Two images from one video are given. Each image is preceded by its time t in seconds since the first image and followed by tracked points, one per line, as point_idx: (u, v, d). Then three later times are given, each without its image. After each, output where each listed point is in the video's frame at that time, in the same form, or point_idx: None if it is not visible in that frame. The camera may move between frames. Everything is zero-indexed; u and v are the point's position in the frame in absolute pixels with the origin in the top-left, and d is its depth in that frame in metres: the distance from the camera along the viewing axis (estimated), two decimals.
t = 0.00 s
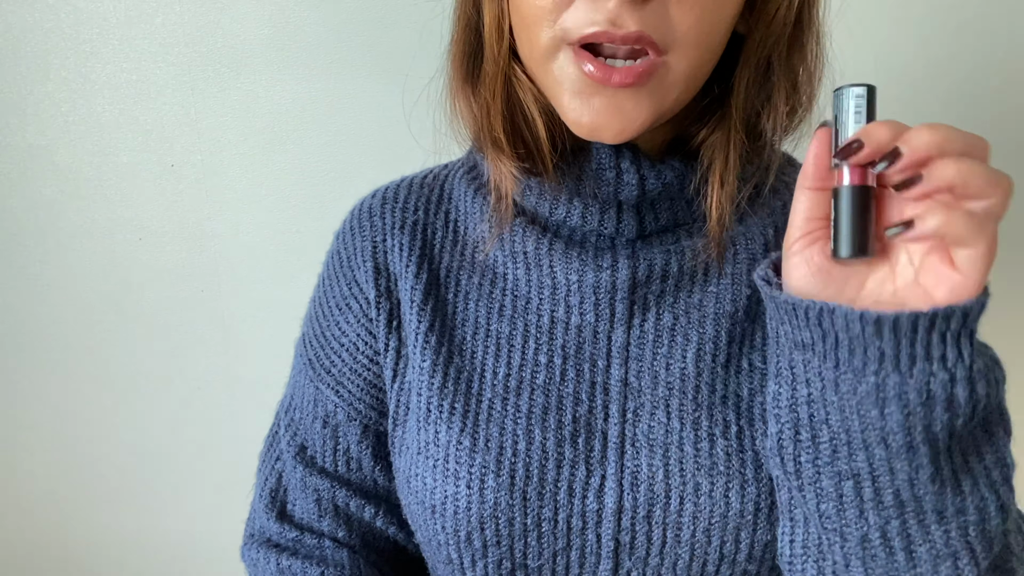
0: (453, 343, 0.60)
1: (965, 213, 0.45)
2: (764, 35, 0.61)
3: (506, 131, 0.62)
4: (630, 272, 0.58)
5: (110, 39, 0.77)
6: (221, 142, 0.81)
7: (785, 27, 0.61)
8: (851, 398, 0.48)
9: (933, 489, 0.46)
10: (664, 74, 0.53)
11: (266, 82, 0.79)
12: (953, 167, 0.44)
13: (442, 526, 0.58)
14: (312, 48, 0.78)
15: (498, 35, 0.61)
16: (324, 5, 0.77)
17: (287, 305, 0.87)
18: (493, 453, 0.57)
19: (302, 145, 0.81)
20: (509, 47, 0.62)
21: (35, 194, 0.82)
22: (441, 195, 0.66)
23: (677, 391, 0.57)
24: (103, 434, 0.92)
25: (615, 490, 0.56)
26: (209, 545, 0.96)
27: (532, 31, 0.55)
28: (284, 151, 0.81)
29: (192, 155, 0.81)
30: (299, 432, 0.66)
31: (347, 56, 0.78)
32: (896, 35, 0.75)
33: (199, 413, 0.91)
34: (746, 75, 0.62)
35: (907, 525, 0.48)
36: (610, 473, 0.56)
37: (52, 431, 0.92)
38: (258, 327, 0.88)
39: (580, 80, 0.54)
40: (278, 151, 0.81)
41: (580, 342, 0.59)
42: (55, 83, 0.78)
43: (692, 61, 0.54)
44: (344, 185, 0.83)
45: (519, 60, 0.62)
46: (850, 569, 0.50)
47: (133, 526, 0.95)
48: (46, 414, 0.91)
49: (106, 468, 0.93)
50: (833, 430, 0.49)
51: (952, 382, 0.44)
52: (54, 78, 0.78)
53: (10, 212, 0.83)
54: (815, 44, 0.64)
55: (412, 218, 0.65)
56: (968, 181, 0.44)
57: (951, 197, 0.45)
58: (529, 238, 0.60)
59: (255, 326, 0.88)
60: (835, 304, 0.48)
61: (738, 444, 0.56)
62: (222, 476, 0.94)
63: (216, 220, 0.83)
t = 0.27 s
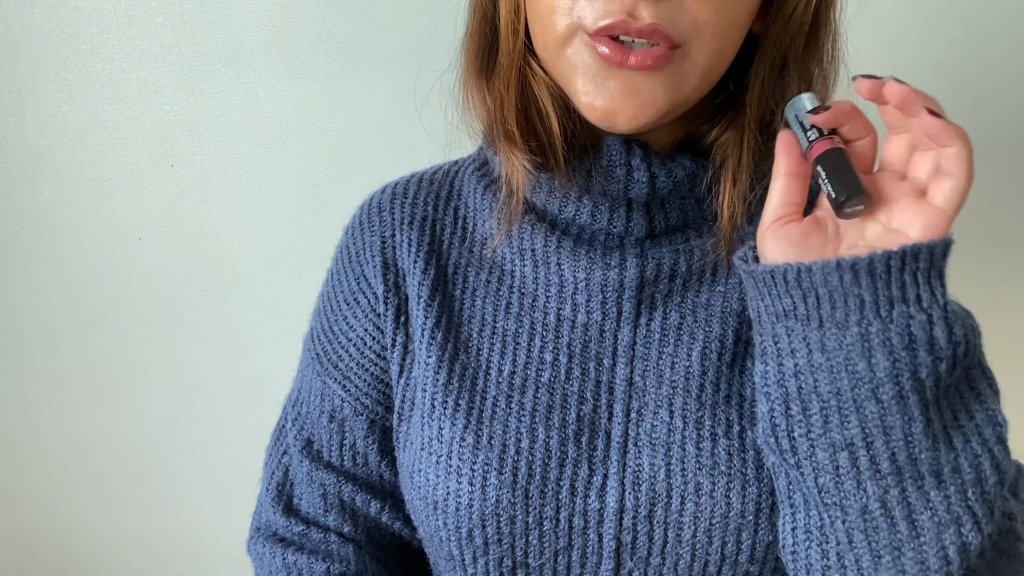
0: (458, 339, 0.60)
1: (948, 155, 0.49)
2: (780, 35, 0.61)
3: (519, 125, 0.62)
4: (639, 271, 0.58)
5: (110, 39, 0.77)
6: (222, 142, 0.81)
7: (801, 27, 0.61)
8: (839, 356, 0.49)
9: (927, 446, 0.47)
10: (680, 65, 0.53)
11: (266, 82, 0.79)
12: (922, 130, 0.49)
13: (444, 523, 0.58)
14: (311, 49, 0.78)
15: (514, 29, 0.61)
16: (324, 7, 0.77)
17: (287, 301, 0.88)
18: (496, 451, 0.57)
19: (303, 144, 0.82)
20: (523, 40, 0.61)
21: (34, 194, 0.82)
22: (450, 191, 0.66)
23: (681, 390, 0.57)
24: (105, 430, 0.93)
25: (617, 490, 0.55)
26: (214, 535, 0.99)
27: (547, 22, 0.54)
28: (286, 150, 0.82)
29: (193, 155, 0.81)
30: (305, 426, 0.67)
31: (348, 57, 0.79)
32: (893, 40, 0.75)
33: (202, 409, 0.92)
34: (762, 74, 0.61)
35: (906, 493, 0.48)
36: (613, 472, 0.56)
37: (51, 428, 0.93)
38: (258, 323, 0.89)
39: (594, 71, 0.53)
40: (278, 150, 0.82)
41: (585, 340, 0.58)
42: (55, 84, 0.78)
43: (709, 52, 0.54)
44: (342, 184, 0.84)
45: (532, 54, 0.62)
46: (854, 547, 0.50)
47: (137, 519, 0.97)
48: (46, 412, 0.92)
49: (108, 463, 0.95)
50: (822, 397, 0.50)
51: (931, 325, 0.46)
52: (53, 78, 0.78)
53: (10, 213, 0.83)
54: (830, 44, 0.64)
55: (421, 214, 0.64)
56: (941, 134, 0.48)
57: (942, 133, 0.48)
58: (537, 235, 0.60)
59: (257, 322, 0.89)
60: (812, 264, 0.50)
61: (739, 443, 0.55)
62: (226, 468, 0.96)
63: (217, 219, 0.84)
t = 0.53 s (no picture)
0: (462, 337, 0.61)
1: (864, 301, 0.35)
2: (787, 34, 0.61)
3: (523, 124, 0.63)
4: (643, 272, 0.58)
5: (110, 39, 0.77)
6: (222, 142, 0.82)
7: (808, 26, 0.62)
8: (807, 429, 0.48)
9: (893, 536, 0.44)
10: (682, 67, 0.54)
11: (267, 82, 0.80)
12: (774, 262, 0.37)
13: (447, 520, 0.59)
14: (311, 50, 0.79)
15: (520, 28, 0.61)
16: (326, 7, 0.78)
17: (286, 299, 0.89)
18: (500, 449, 0.57)
19: (303, 143, 0.82)
20: (530, 40, 0.62)
21: (32, 194, 0.82)
22: (455, 190, 0.66)
23: (686, 393, 0.57)
24: (103, 429, 0.93)
25: (620, 490, 0.56)
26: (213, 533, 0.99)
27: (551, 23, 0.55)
28: (285, 150, 0.83)
29: (193, 155, 0.82)
30: (308, 422, 0.67)
31: (349, 57, 0.80)
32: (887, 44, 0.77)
33: (201, 406, 0.93)
34: (769, 74, 0.62)
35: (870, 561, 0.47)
36: (616, 473, 0.56)
37: (46, 429, 0.93)
38: (257, 322, 0.90)
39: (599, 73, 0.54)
40: (278, 150, 0.82)
41: (589, 340, 0.59)
42: (55, 84, 0.78)
43: (711, 55, 0.54)
44: (342, 184, 0.85)
45: (539, 55, 0.63)
46: None
47: (135, 518, 0.98)
48: (43, 412, 0.92)
49: (105, 462, 0.95)
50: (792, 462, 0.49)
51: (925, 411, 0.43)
52: (53, 78, 0.77)
53: (8, 214, 0.82)
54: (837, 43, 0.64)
55: (425, 211, 0.65)
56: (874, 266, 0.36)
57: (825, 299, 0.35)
58: (542, 236, 0.60)
59: (256, 320, 0.90)
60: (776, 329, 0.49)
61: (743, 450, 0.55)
62: (224, 465, 0.96)
63: (218, 218, 0.85)
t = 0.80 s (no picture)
0: (466, 344, 0.60)
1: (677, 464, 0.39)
2: (775, 26, 0.61)
3: (507, 121, 0.63)
4: (649, 277, 0.57)
5: (111, 39, 0.76)
6: (222, 143, 0.81)
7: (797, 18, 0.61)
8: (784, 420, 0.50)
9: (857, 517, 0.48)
10: (665, 51, 0.52)
11: (268, 83, 0.79)
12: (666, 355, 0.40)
13: (452, 528, 0.58)
14: (311, 51, 0.78)
15: (511, 26, 0.62)
16: (328, 8, 0.77)
17: (286, 301, 0.88)
18: (506, 458, 0.57)
19: (304, 144, 0.82)
20: (520, 39, 0.62)
21: (32, 196, 0.80)
22: (457, 192, 0.66)
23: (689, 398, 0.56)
24: (102, 434, 0.92)
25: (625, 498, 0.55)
26: (212, 536, 0.98)
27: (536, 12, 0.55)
28: (286, 151, 0.82)
29: (194, 155, 0.81)
30: (308, 427, 0.66)
31: (351, 58, 0.79)
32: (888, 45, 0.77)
33: (200, 409, 0.92)
34: (756, 68, 0.61)
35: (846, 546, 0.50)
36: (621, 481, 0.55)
37: (42, 435, 0.91)
38: (256, 324, 0.89)
39: (586, 62, 0.53)
40: (277, 151, 0.82)
41: (594, 346, 0.58)
42: (55, 84, 0.76)
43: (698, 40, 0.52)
44: (342, 185, 0.84)
45: (528, 54, 0.63)
46: None
47: (134, 523, 0.97)
48: (40, 417, 0.90)
49: (104, 467, 0.93)
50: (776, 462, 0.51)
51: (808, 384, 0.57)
52: (53, 78, 0.76)
53: (6, 217, 0.81)
54: (831, 38, 0.63)
55: (428, 214, 0.64)
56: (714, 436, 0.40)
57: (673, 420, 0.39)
58: (546, 240, 0.59)
59: (256, 322, 0.89)
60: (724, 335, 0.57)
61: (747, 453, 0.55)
62: (223, 468, 0.96)
63: (217, 219, 0.83)
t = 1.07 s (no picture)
0: (461, 345, 0.59)
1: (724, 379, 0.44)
2: (779, 28, 0.60)
3: (508, 126, 0.62)
4: (645, 278, 0.57)
5: (110, 39, 0.75)
6: (222, 142, 0.80)
7: (800, 19, 0.60)
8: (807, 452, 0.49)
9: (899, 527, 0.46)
10: (667, 61, 0.52)
11: (268, 82, 0.78)
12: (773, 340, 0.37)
13: (446, 531, 0.58)
14: (312, 50, 0.78)
15: (509, 29, 0.61)
16: (329, 7, 0.77)
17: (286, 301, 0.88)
18: (500, 460, 0.56)
19: (305, 143, 0.81)
20: (518, 42, 0.62)
21: (33, 197, 0.79)
22: (454, 192, 0.65)
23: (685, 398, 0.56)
24: (103, 435, 0.92)
25: (620, 500, 0.55)
26: (212, 537, 0.98)
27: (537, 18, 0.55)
28: (286, 150, 0.81)
29: (194, 154, 0.80)
30: (304, 428, 0.66)
31: (351, 56, 0.79)
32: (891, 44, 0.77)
33: (200, 409, 0.92)
34: (760, 71, 0.61)
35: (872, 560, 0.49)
36: (616, 483, 0.55)
37: (42, 436, 0.91)
38: (256, 324, 0.89)
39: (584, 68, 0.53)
40: (278, 150, 0.81)
41: (590, 347, 0.58)
42: (54, 84, 0.75)
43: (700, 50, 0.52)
44: (343, 185, 0.83)
45: (527, 57, 0.62)
46: None
47: (133, 523, 0.96)
48: (41, 418, 0.90)
49: (105, 468, 0.93)
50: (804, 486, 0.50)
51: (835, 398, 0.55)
52: (53, 78, 0.75)
53: (7, 217, 0.80)
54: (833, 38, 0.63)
55: (423, 215, 0.64)
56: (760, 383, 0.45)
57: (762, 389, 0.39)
58: (541, 239, 0.59)
59: (257, 322, 0.88)
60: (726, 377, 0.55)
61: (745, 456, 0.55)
62: (224, 469, 0.95)
63: (218, 218, 0.83)
